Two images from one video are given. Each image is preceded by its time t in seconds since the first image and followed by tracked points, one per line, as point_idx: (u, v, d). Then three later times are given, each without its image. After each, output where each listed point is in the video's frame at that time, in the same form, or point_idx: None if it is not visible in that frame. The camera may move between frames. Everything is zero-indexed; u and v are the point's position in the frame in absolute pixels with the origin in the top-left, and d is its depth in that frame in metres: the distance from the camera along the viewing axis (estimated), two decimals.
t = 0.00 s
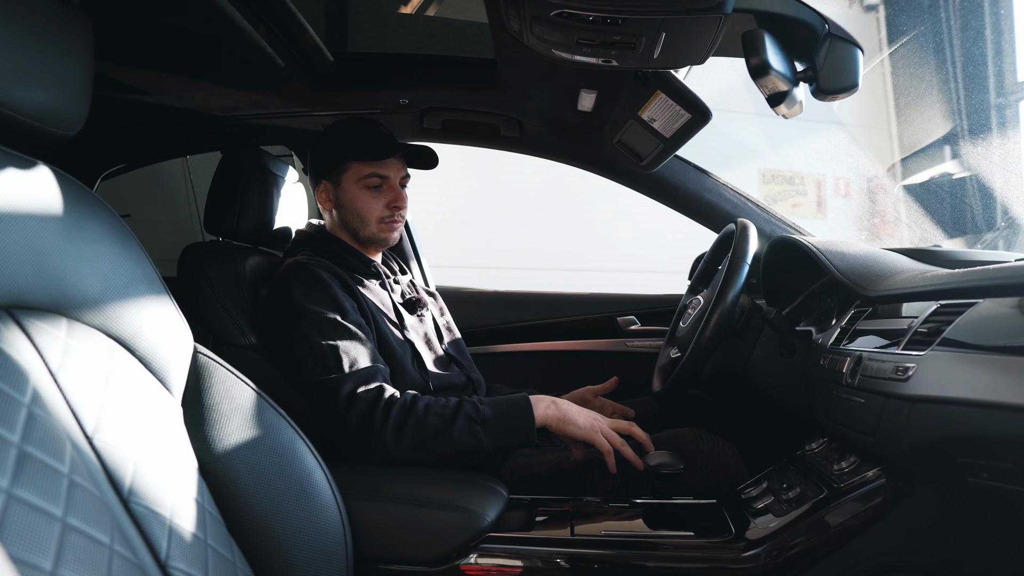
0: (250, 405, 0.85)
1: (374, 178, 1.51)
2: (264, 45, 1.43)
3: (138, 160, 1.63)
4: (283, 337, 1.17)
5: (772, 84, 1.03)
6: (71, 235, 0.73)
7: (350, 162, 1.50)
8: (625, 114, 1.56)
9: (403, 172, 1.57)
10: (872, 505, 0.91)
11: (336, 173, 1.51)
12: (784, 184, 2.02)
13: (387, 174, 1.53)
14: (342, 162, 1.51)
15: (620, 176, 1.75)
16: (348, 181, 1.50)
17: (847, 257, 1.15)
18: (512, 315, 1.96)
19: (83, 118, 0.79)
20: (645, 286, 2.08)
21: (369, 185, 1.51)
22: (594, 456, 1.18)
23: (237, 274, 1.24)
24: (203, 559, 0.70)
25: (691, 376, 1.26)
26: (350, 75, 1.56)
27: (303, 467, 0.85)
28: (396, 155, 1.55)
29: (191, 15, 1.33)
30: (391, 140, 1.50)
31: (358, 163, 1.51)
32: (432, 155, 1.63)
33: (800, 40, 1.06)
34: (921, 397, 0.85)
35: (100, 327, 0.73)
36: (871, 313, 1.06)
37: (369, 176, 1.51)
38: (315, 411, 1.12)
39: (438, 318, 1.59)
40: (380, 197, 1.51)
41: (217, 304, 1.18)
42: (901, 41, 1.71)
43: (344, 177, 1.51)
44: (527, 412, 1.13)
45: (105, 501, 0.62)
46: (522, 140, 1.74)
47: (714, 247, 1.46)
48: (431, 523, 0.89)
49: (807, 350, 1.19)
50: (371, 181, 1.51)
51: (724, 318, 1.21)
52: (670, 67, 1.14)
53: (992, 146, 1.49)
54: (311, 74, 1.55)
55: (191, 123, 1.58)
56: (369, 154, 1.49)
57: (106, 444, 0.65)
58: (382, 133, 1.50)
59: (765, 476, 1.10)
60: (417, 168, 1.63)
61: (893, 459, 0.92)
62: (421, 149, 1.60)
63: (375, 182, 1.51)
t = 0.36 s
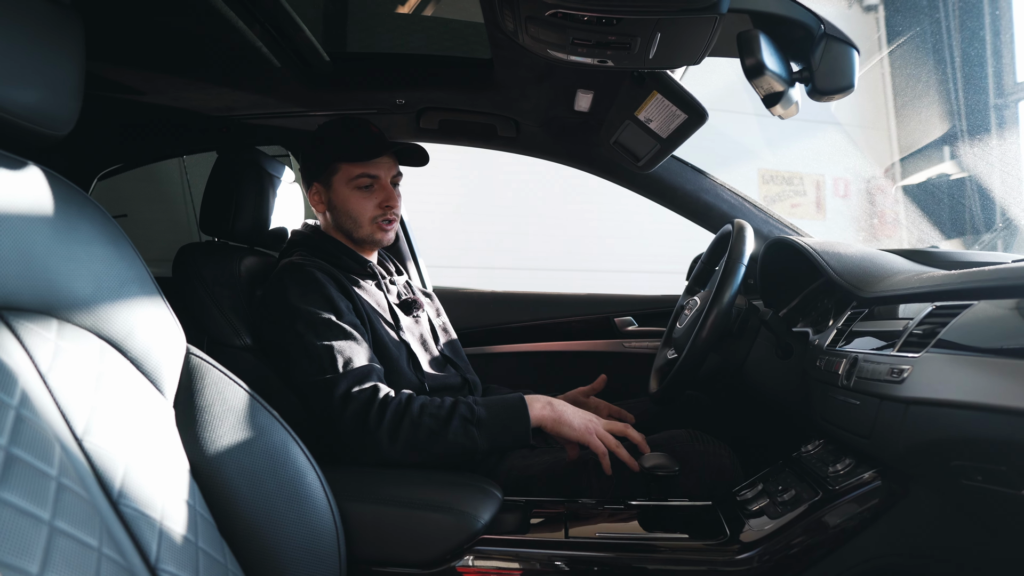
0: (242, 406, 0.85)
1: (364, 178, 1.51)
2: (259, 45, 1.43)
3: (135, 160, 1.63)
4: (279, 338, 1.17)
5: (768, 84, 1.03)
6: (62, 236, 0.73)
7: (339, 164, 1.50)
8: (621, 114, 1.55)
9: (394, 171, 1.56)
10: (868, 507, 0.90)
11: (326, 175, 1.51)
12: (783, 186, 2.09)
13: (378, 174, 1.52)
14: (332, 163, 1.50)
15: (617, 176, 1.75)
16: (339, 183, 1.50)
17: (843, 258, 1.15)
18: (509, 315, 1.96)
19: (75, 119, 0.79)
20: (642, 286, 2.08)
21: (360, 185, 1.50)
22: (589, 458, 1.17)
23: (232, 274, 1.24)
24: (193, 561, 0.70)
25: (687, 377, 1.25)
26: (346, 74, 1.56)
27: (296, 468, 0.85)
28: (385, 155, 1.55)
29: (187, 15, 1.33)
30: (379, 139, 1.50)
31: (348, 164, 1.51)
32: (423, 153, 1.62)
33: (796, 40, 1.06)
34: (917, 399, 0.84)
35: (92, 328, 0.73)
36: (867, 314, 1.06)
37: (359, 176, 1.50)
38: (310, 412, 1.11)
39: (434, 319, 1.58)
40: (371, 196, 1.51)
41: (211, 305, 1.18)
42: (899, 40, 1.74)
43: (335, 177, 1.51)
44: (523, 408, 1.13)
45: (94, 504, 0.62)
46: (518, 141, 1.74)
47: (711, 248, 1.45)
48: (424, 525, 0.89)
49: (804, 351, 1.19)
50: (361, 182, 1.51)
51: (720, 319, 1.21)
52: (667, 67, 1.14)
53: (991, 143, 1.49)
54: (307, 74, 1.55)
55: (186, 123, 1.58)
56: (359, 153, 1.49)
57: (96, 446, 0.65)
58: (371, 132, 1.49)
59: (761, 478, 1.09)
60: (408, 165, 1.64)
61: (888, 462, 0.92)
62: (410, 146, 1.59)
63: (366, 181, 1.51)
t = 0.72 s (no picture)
0: (236, 406, 0.85)
1: (366, 174, 1.51)
2: (256, 45, 1.43)
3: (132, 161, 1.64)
4: (275, 337, 1.16)
5: (764, 84, 1.03)
6: (56, 236, 0.73)
7: (339, 163, 1.50)
8: (618, 114, 1.55)
9: (394, 165, 1.56)
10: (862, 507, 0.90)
11: (327, 175, 1.51)
12: (782, 182, 1.98)
13: (379, 169, 1.52)
14: (333, 164, 1.50)
15: (614, 176, 1.75)
16: (341, 182, 1.50)
17: (840, 258, 1.15)
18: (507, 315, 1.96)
19: (69, 119, 0.79)
20: (641, 286, 2.08)
21: (362, 181, 1.50)
22: (585, 457, 1.17)
23: (228, 274, 1.23)
24: (185, 561, 0.70)
25: (683, 377, 1.25)
26: (342, 74, 1.55)
27: (290, 468, 0.85)
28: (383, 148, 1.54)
29: (183, 15, 1.33)
30: (376, 132, 1.49)
31: (348, 162, 1.50)
32: (422, 146, 1.64)
33: (792, 40, 1.06)
34: (911, 399, 0.84)
35: (85, 329, 0.73)
36: (864, 314, 1.06)
37: (360, 173, 1.50)
38: (305, 412, 1.11)
39: (436, 320, 1.58)
40: (375, 192, 1.51)
41: (208, 305, 1.18)
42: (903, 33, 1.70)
43: (337, 177, 1.50)
44: (486, 348, 1.05)
45: (86, 504, 0.61)
46: (515, 140, 1.74)
47: (708, 248, 1.45)
48: (419, 525, 0.89)
49: (801, 351, 1.18)
50: (363, 178, 1.51)
51: (717, 319, 1.20)
52: (663, 67, 1.14)
53: (991, 143, 1.49)
54: (303, 73, 1.55)
55: (183, 124, 1.59)
56: (357, 150, 1.49)
57: (89, 446, 0.65)
58: (369, 129, 1.48)
59: (756, 478, 1.09)
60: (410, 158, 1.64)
61: (883, 462, 0.91)
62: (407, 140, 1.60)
63: (367, 177, 1.51)
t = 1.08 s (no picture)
0: (231, 406, 0.85)
1: (371, 177, 1.50)
2: (252, 45, 1.44)
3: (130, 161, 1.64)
4: (272, 337, 1.16)
5: (758, 84, 1.03)
6: (50, 236, 0.73)
7: (346, 163, 1.50)
8: (615, 115, 1.56)
9: (401, 173, 1.56)
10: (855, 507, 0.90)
11: (334, 174, 1.51)
12: (781, 183, 1.91)
13: (385, 174, 1.52)
14: (341, 162, 1.50)
15: (610, 176, 1.75)
16: (346, 180, 1.50)
17: (837, 258, 1.15)
18: (504, 315, 1.96)
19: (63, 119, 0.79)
20: (639, 286, 2.08)
21: (366, 184, 1.50)
22: (581, 457, 1.17)
23: (224, 274, 1.24)
24: (179, 561, 0.70)
25: (680, 378, 1.25)
26: (339, 74, 1.56)
27: (284, 468, 0.85)
28: (393, 154, 1.54)
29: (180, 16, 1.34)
30: (387, 138, 1.50)
31: (356, 162, 1.50)
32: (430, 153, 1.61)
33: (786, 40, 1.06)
34: (905, 399, 0.85)
35: (79, 329, 0.73)
36: (859, 314, 1.06)
37: (366, 175, 1.50)
38: (302, 412, 1.11)
39: (433, 321, 1.58)
40: (377, 196, 1.50)
41: (204, 305, 1.18)
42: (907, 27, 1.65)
43: (343, 176, 1.50)
44: (485, 354, 1.15)
45: (80, 503, 0.62)
46: (513, 140, 1.74)
47: (705, 248, 1.45)
48: (415, 525, 0.89)
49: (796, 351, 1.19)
50: (368, 180, 1.50)
51: (713, 319, 1.20)
52: (658, 67, 1.13)
53: (991, 144, 1.48)
54: (301, 74, 1.55)
55: (181, 124, 1.59)
56: (365, 153, 1.49)
57: (82, 446, 0.65)
58: (379, 132, 1.48)
59: (751, 478, 1.09)
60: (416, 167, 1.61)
61: (878, 461, 0.92)
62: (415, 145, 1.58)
63: (372, 181, 1.50)
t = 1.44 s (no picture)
0: (226, 406, 0.86)
1: (352, 174, 1.51)
2: (249, 46, 1.44)
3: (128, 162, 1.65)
4: (268, 338, 1.17)
5: (751, 85, 1.04)
6: (46, 237, 0.74)
7: (326, 164, 1.51)
8: (611, 116, 1.56)
9: (382, 165, 1.56)
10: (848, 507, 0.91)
11: (317, 176, 1.53)
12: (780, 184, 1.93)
13: (364, 169, 1.52)
14: (321, 165, 1.52)
15: (607, 177, 1.76)
16: (328, 182, 1.51)
17: (831, 258, 1.15)
18: (502, 315, 1.97)
19: (59, 121, 0.80)
20: (636, 287, 2.09)
21: (348, 181, 1.51)
22: (577, 457, 1.18)
23: (222, 275, 1.24)
24: (174, 560, 0.70)
25: (675, 378, 1.25)
26: (336, 76, 1.56)
27: (279, 468, 0.86)
28: (371, 149, 1.55)
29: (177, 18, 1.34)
30: (361, 133, 1.51)
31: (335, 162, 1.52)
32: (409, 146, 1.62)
33: (779, 42, 1.06)
34: (896, 400, 0.85)
35: (75, 329, 0.74)
36: (853, 314, 1.07)
37: (346, 172, 1.51)
38: (298, 412, 1.12)
39: (430, 322, 1.59)
40: (360, 191, 1.50)
41: (201, 305, 1.19)
42: (901, 29, 1.67)
43: (325, 177, 1.52)
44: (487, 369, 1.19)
45: (74, 502, 0.62)
46: (510, 141, 1.75)
47: (700, 249, 1.46)
48: (409, 524, 0.89)
49: (791, 351, 1.19)
50: (350, 177, 1.51)
51: (707, 319, 1.21)
52: (653, 68, 1.14)
53: (989, 144, 1.45)
54: (298, 75, 1.56)
55: (179, 125, 1.60)
56: (342, 149, 1.50)
57: (77, 446, 0.66)
58: (353, 129, 1.50)
59: (745, 478, 1.10)
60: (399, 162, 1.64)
61: (869, 461, 0.92)
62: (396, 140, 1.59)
63: (354, 177, 1.51)
